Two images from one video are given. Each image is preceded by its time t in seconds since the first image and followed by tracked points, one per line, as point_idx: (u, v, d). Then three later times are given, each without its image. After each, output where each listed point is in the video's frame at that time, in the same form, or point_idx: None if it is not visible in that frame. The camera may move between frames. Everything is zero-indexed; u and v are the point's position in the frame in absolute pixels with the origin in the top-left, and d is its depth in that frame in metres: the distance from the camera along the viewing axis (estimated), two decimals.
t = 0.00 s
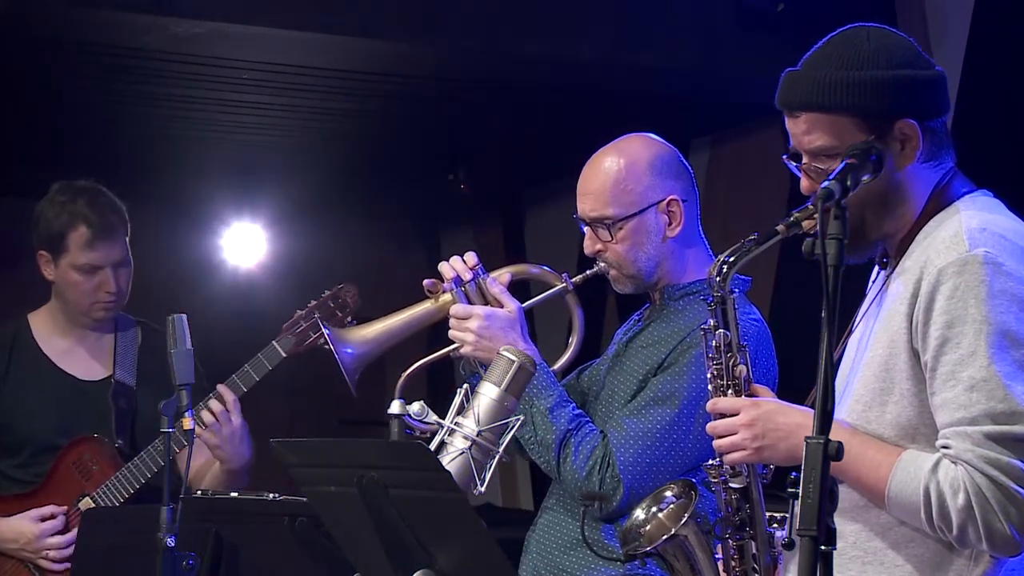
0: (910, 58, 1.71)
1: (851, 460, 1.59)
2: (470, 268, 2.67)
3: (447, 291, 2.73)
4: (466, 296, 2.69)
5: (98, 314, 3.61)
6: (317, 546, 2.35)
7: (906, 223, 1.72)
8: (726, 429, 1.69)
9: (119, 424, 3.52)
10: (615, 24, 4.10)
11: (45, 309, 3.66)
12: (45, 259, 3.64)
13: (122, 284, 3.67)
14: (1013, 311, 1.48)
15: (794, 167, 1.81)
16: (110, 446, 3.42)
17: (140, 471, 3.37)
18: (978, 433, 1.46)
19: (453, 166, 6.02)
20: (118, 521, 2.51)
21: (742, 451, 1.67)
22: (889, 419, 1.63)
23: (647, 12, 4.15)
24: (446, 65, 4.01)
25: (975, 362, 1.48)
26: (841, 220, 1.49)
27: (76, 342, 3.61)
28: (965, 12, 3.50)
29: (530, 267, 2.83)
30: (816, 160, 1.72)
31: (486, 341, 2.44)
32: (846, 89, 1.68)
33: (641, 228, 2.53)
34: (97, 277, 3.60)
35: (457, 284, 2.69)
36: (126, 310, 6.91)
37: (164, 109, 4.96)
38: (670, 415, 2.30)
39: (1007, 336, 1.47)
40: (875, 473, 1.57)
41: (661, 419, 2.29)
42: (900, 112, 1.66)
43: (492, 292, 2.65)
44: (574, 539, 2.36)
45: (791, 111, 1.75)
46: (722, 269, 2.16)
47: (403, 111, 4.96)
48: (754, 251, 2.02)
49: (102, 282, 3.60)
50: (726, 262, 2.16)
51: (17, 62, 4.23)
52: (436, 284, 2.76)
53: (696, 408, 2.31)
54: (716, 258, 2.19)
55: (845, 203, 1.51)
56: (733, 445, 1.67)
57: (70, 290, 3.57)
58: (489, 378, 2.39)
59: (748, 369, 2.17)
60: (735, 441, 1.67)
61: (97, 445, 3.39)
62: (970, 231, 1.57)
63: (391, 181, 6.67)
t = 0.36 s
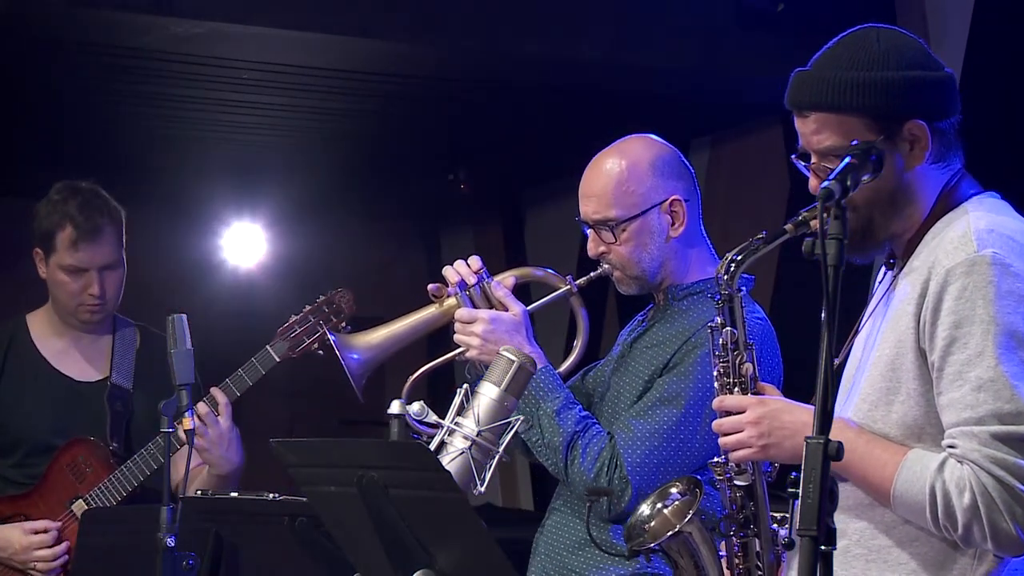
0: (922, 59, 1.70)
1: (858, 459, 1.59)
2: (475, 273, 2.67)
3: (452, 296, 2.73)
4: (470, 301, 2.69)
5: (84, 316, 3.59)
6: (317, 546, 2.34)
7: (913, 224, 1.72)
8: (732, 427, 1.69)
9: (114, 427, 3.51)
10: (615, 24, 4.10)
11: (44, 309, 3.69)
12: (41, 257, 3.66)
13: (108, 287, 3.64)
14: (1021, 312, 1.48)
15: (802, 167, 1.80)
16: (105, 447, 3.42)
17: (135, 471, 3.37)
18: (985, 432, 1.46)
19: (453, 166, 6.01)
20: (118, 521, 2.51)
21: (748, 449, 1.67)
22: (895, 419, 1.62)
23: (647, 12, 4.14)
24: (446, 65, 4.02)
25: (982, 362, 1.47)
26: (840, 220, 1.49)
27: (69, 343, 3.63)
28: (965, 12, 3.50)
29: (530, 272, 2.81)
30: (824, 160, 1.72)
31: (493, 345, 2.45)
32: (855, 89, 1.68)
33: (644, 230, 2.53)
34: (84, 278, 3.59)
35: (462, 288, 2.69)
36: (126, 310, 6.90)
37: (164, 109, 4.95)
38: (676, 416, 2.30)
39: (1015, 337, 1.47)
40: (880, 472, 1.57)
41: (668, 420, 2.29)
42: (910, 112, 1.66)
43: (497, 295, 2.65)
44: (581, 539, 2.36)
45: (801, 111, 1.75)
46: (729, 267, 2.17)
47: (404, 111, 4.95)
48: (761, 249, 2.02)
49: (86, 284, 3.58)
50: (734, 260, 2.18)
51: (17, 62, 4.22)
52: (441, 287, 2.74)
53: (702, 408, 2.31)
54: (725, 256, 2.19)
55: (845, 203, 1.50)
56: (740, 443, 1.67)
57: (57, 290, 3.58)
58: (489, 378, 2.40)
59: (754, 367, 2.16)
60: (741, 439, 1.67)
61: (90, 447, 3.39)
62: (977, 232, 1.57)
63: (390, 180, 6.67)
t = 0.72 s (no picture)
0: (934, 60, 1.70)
1: (866, 456, 1.57)
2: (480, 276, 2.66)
3: (460, 301, 2.72)
4: (479, 305, 2.67)
5: (110, 318, 3.56)
6: (317, 546, 2.33)
7: (922, 226, 1.70)
8: (741, 424, 1.67)
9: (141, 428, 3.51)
10: (615, 25, 4.08)
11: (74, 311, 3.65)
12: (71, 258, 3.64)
13: (136, 291, 3.61)
14: None
15: (812, 167, 1.79)
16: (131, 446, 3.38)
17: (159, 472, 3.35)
18: (995, 430, 1.45)
19: (452, 165, 6.01)
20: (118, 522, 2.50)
21: (756, 445, 1.66)
22: (903, 417, 1.61)
23: (647, 12, 4.12)
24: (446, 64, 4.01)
25: (992, 360, 1.47)
26: (840, 220, 1.48)
27: (98, 343, 3.58)
28: (966, 13, 3.49)
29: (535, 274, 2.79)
30: (835, 160, 1.71)
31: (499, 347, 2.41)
32: (866, 89, 1.67)
33: (649, 229, 2.52)
34: (112, 281, 3.56)
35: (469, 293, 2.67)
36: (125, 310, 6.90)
37: (164, 109, 4.95)
38: (687, 412, 2.29)
39: None
40: (889, 469, 1.56)
41: (680, 417, 2.28)
42: (921, 112, 1.66)
43: (504, 300, 2.63)
44: (592, 539, 2.34)
45: (812, 110, 1.74)
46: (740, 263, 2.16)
47: (405, 111, 4.94)
48: (772, 247, 2.01)
49: (113, 286, 3.55)
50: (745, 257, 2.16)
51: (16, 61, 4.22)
52: (447, 295, 2.74)
53: (712, 404, 2.30)
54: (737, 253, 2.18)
55: (845, 203, 1.49)
56: (748, 439, 1.66)
57: (85, 291, 3.56)
58: (489, 378, 2.42)
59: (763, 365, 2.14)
60: (750, 435, 1.66)
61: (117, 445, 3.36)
62: (989, 232, 1.56)
63: (390, 180, 6.67)
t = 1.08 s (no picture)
0: (951, 57, 1.69)
1: (873, 449, 1.54)
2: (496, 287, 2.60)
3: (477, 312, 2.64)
4: (497, 316, 2.61)
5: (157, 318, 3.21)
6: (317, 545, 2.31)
7: (930, 220, 1.71)
8: (745, 415, 1.67)
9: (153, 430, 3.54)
10: (616, 24, 4.07)
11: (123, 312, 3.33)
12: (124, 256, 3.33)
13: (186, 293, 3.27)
14: None
15: (827, 150, 1.78)
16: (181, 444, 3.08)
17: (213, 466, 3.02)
18: (1006, 425, 1.45)
19: (453, 165, 6.01)
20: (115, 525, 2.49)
21: (761, 437, 1.65)
22: (913, 412, 1.60)
23: (647, 12, 4.11)
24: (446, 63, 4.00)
25: (1004, 356, 1.46)
26: (840, 219, 1.47)
27: (147, 344, 3.24)
28: (967, 14, 3.48)
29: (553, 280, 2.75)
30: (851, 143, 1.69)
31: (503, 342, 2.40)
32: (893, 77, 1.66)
33: (660, 231, 2.51)
34: (161, 280, 3.24)
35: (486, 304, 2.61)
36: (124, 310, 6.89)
37: (164, 109, 4.95)
38: (711, 410, 2.30)
39: None
40: (896, 462, 1.53)
41: (705, 414, 2.30)
42: (935, 112, 1.65)
43: (521, 309, 2.58)
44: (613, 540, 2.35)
45: (833, 93, 1.72)
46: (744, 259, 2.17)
47: (405, 111, 4.94)
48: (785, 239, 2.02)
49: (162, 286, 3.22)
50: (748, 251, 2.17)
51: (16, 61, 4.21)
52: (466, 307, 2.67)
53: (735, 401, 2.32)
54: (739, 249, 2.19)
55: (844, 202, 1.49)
56: (753, 430, 1.65)
57: (134, 289, 3.23)
58: (489, 378, 2.39)
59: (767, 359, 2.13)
60: (755, 426, 1.65)
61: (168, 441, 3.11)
62: (1000, 231, 1.57)
63: (391, 180, 6.67)
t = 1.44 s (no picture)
0: (955, 46, 1.53)
1: (871, 442, 1.37)
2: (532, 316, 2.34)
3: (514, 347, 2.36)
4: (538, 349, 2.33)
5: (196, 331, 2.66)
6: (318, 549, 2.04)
7: (916, 215, 1.53)
8: (737, 410, 1.47)
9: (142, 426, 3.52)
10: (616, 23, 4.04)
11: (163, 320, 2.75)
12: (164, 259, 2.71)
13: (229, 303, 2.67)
14: None
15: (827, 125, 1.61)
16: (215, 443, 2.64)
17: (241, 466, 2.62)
18: (1009, 416, 1.30)
19: (454, 164, 5.99)
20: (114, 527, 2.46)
21: (755, 430, 1.46)
22: (910, 408, 1.43)
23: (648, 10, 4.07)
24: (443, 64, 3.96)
25: (1006, 347, 1.31)
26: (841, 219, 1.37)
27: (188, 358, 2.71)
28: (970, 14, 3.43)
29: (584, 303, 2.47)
30: (856, 109, 1.52)
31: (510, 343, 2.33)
32: (912, 53, 1.51)
33: (690, 239, 2.25)
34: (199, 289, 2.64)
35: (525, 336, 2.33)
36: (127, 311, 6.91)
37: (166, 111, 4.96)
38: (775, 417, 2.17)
39: None
40: (892, 456, 1.36)
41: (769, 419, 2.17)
42: (935, 98, 1.50)
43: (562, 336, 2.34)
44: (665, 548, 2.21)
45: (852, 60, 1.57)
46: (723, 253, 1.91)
47: (406, 110, 4.92)
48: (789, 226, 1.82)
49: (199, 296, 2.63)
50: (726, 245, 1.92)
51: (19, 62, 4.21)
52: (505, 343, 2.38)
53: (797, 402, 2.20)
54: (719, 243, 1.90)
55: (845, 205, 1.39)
56: (746, 425, 1.45)
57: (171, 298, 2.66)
58: (489, 377, 2.30)
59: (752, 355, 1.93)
60: (747, 420, 1.45)
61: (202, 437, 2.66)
62: (994, 223, 1.41)
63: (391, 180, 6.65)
